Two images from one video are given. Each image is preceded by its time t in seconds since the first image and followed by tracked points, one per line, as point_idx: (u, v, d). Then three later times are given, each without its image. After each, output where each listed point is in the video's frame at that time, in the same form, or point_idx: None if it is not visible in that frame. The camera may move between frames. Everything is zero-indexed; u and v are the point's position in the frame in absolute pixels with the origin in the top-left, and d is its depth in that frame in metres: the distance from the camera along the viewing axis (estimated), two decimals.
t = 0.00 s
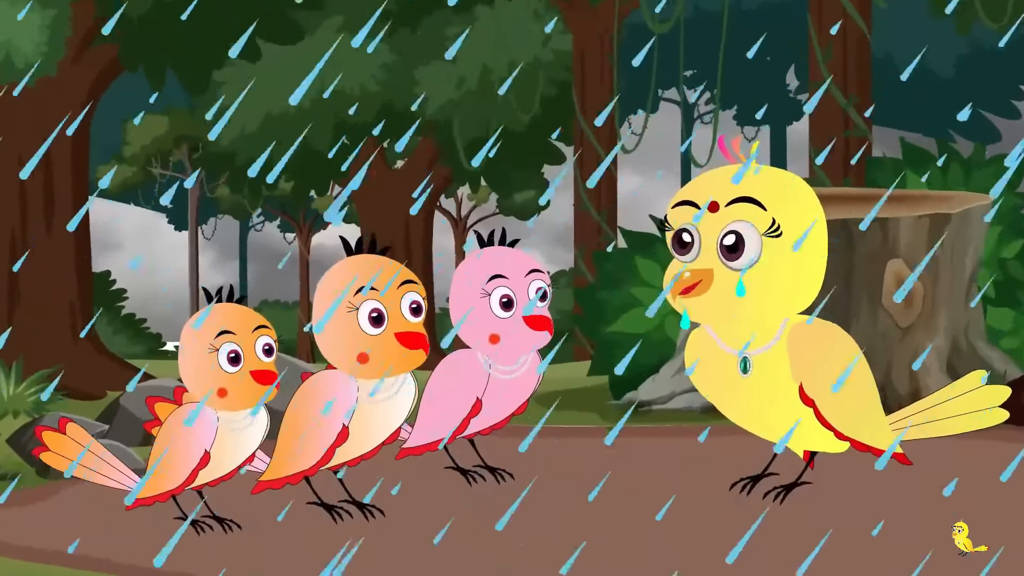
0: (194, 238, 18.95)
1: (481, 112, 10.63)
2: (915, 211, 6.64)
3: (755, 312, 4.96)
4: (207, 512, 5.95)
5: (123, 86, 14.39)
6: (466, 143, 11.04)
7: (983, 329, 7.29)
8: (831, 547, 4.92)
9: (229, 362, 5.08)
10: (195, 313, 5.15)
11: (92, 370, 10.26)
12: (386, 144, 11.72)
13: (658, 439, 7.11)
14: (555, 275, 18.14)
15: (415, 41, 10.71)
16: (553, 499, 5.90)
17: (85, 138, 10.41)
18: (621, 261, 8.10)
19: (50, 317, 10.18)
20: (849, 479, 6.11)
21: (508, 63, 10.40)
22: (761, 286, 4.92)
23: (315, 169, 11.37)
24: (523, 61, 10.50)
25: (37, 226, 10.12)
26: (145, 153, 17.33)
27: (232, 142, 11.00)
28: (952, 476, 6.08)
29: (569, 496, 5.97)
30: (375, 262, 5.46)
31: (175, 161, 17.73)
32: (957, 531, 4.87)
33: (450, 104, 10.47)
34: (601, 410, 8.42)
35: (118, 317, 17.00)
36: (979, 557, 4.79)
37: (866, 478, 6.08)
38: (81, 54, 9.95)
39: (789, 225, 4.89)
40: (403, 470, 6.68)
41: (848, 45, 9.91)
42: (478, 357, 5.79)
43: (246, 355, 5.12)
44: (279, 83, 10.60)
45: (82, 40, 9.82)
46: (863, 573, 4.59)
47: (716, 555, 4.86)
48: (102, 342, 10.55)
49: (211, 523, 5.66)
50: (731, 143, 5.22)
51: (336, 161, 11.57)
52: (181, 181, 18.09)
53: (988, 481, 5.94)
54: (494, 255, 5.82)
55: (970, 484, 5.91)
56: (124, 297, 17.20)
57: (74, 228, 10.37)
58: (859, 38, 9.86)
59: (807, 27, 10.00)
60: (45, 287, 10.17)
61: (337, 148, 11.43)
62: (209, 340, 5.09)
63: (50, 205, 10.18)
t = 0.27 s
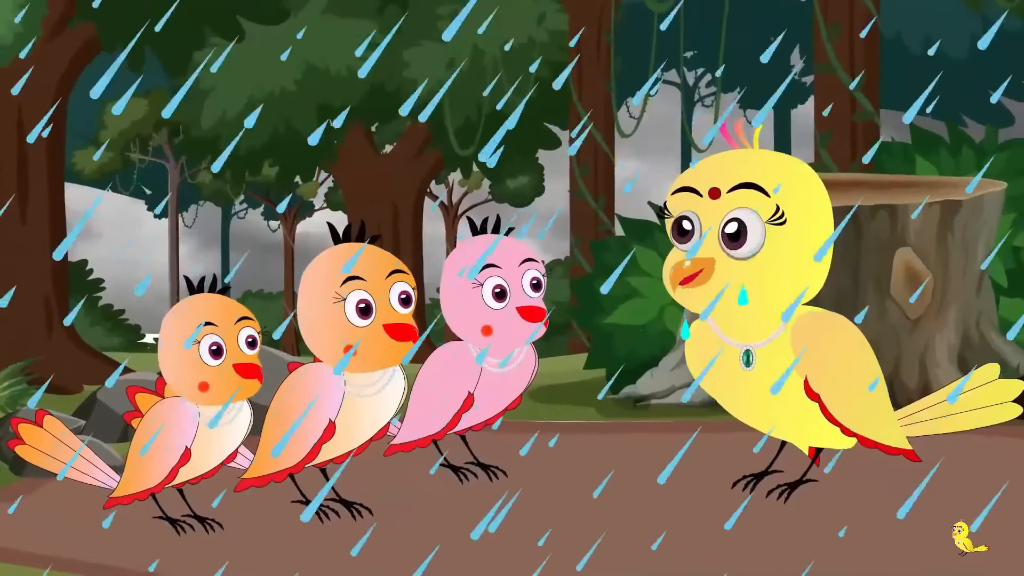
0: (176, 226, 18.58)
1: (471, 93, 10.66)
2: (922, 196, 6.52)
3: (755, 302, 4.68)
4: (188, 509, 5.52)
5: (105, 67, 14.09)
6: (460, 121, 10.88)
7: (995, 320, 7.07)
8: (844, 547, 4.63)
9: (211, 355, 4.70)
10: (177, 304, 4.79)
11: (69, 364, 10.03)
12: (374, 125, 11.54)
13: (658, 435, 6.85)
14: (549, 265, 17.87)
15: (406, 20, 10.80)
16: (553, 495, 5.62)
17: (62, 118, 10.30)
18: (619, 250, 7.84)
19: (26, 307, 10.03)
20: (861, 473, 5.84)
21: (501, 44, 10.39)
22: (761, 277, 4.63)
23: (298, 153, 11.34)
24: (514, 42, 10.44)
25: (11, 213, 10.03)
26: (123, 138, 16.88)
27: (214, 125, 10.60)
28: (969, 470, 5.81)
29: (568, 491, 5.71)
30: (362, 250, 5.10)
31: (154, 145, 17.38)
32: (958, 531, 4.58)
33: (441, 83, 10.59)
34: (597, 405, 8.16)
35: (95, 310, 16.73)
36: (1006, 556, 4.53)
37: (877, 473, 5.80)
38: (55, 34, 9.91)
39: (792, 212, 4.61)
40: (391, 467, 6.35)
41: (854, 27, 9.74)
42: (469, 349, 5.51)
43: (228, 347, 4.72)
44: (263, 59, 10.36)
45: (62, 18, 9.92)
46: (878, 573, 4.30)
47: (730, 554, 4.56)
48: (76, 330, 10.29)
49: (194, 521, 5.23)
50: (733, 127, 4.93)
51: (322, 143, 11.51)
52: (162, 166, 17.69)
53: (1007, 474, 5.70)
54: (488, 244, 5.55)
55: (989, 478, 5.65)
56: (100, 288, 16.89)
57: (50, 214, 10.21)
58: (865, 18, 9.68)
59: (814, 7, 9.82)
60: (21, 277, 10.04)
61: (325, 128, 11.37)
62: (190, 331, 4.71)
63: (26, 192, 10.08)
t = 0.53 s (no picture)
0: (172, 223, 18.50)
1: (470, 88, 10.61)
2: (924, 193, 6.47)
3: (758, 300, 4.61)
4: (183, 509, 5.45)
5: (101, 62, 14.01)
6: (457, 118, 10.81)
7: (998, 318, 7.01)
8: (843, 547, 4.56)
9: (206, 353, 4.63)
10: (170, 302, 4.72)
11: (62, 362, 9.99)
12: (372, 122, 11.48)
13: (657, 434, 6.79)
14: (548, 263, 17.78)
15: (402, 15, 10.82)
16: (550, 494, 5.56)
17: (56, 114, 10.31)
18: (619, 247, 7.77)
19: (18, 302, 10.04)
20: (862, 472, 5.78)
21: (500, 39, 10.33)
22: (763, 275, 4.56)
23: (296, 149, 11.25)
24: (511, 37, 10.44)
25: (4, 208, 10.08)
26: (118, 134, 16.79)
27: (209, 121, 10.51)
28: (971, 469, 5.75)
29: (566, 490, 5.65)
30: (359, 248, 5.03)
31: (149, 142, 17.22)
32: (959, 531, 4.51)
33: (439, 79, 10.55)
34: (596, 404, 8.11)
35: (89, 307, 16.65)
36: (1009, 557, 4.45)
37: (878, 473, 5.73)
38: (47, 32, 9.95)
39: (795, 209, 4.53)
40: (388, 467, 6.27)
41: (855, 22, 9.68)
42: (468, 348, 5.44)
43: (224, 346, 4.65)
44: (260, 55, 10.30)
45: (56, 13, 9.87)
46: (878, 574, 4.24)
47: (727, 554, 4.50)
48: (70, 328, 10.25)
49: (189, 522, 5.16)
50: (734, 123, 4.87)
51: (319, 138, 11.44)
52: (157, 162, 17.58)
53: (1009, 473, 5.64)
54: (486, 241, 5.47)
55: (991, 477, 5.59)
56: (95, 286, 16.83)
57: (43, 211, 10.24)
58: (867, 14, 9.63)
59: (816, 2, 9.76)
60: (13, 271, 10.07)
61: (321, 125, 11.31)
62: (185, 330, 4.64)
63: (18, 187, 10.10)
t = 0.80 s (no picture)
0: (172, 223, 18.50)
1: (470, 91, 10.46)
2: (924, 194, 6.47)
3: (758, 300, 4.61)
4: (183, 509, 5.45)
5: (102, 62, 14.02)
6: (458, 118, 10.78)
7: (999, 318, 7.01)
8: (843, 547, 4.56)
9: (206, 354, 4.63)
10: (170, 302, 4.71)
11: (62, 362, 9.99)
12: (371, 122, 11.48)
13: (657, 434, 6.79)
14: (548, 262, 17.76)
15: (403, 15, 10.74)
16: (550, 494, 5.55)
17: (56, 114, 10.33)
18: (619, 247, 7.78)
19: (18, 303, 10.04)
20: (862, 472, 5.78)
21: (500, 39, 10.34)
22: (764, 275, 4.56)
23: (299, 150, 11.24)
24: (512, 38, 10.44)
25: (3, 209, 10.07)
26: (118, 134, 16.79)
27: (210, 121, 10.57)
28: (971, 469, 5.75)
29: (566, 489, 5.64)
30: (360, 248, 5.04)
31: (149, 141, 17.19)
32: (959, 531, 4.51)
33: (442, 81, 10.40)
34: (596, 404, 8.10)
35: (89, 307, 16.66)
36: (1009, 557, 4.45)
37: (879, 473, 5.73)
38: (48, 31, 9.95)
39: (795, 209, 4.53)
40: (388, 467, 6.27)
41: (856, 22, 9.68)
42: (468, 348, 5.44)
43: (224, 346, 4.65)
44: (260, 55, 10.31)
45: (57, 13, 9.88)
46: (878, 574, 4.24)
47: (727, 554, 4.50)
48: (70, 329, 10.27)
49: (189, 522, 5.16)
50: (733, 123, 4.87)
51: (318, 138, 11.42)
52: (157, 161, 17.59)
53: (1010, 474, 5.63)
54: (486, 242, 5.47)
55: (991, 477, 5.59)
56: (95, 286, 16.83)
57: (43, 213, 10.25)
58: (867, 13, 9.63)
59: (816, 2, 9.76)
60: (13, 272, 10.07)
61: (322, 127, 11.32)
62: (185, 330, 4.64)
63: (18, 188, 10.09)
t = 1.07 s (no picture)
0: (172, 223, 18.49)
1: (469, 89, 10.53)
2: (924, 194, 6.47)
3: (757, 300, 4.61)
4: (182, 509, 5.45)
5: (102, 62, 14.01)
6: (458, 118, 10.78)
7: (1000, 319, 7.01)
8: (844, 547, 4.56)
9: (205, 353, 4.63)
10: (170, 302, 4.71)
11: (62, 362, 9.98)
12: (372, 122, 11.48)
13: (657, 434, 6.79)
14: (548, 262, 17.76)
15: (403, 16, 10.88)
16: (550, 494, 5.56)
17: (56, 114, 10.33)
18: (619, 247, 7.78)
19: (18, 303, 10.03)
20: (861, 472, 5.78)
21: (500, 39, 10.34)
22: (763, 275, 4.57)
23: (298, 152, 11.10)
24: (511, 37, 10.44)
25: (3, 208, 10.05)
26: (118, 134, 16.78)
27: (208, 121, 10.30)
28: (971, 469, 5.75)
29: (566, 490, 5.64)
30: (359, 248, 5.04)
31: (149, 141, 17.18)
32: (959, 531, 4.52)
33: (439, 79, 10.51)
34: (596, 404, 8.10)
35: (89, 307, 16.65)
36: (1009, 557, 4.45)
37: (879, 473, 5.73)
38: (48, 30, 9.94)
39: (794, 209, 4.53)
40: (388, 467, 6.27)
41: (856, 22, 9.68)
42: (468, 348, 5.44)
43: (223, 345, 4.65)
44: (260, 55, 10.30)
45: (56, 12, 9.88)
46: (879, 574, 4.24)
47: (726, 554, 4.50)
48: (70, 329, 10.27)
49: (188, 521, 5.16)
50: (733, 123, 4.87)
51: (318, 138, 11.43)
52: (157, 161, 17.59)
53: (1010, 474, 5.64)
54: (486, 242, 5.47)
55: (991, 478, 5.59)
56: (94, 286, 16.81)
57: (43, 213, 10.25)
58: (867, 14, 9.63)
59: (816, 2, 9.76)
60: (13, 272, 10.06)
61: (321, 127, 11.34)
62: (184, 329, 4.64)
63: (18, 187, 10.09)
